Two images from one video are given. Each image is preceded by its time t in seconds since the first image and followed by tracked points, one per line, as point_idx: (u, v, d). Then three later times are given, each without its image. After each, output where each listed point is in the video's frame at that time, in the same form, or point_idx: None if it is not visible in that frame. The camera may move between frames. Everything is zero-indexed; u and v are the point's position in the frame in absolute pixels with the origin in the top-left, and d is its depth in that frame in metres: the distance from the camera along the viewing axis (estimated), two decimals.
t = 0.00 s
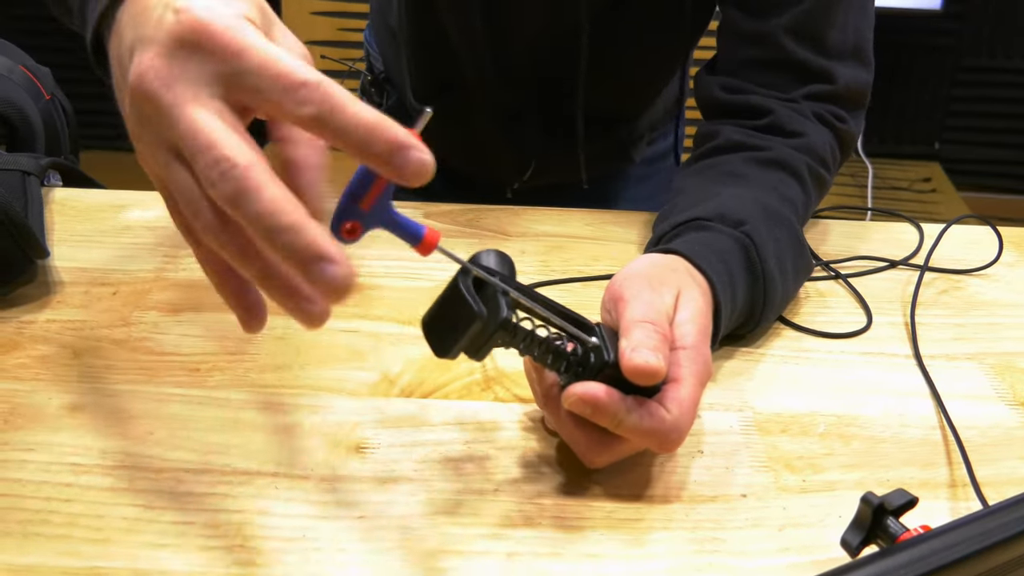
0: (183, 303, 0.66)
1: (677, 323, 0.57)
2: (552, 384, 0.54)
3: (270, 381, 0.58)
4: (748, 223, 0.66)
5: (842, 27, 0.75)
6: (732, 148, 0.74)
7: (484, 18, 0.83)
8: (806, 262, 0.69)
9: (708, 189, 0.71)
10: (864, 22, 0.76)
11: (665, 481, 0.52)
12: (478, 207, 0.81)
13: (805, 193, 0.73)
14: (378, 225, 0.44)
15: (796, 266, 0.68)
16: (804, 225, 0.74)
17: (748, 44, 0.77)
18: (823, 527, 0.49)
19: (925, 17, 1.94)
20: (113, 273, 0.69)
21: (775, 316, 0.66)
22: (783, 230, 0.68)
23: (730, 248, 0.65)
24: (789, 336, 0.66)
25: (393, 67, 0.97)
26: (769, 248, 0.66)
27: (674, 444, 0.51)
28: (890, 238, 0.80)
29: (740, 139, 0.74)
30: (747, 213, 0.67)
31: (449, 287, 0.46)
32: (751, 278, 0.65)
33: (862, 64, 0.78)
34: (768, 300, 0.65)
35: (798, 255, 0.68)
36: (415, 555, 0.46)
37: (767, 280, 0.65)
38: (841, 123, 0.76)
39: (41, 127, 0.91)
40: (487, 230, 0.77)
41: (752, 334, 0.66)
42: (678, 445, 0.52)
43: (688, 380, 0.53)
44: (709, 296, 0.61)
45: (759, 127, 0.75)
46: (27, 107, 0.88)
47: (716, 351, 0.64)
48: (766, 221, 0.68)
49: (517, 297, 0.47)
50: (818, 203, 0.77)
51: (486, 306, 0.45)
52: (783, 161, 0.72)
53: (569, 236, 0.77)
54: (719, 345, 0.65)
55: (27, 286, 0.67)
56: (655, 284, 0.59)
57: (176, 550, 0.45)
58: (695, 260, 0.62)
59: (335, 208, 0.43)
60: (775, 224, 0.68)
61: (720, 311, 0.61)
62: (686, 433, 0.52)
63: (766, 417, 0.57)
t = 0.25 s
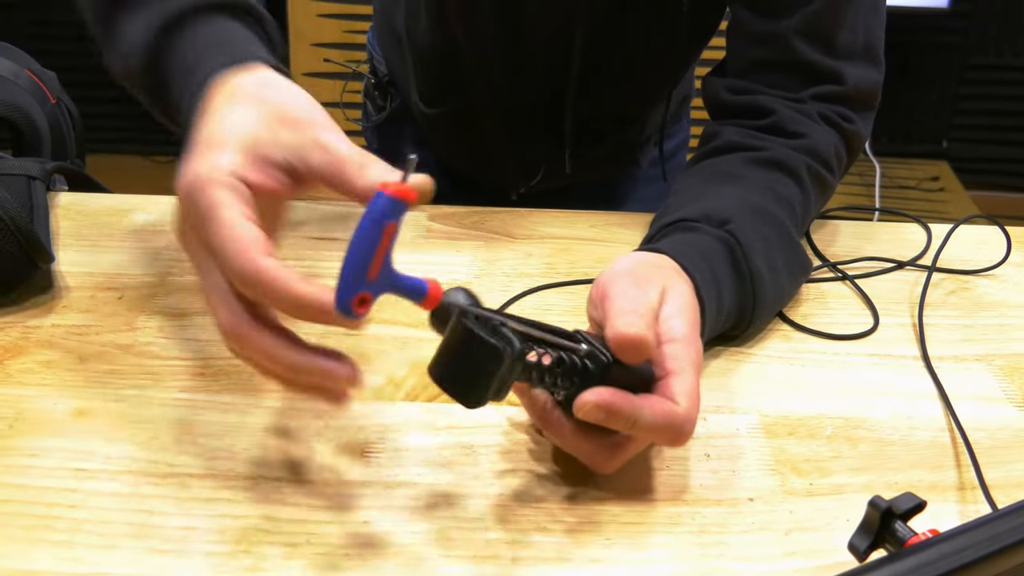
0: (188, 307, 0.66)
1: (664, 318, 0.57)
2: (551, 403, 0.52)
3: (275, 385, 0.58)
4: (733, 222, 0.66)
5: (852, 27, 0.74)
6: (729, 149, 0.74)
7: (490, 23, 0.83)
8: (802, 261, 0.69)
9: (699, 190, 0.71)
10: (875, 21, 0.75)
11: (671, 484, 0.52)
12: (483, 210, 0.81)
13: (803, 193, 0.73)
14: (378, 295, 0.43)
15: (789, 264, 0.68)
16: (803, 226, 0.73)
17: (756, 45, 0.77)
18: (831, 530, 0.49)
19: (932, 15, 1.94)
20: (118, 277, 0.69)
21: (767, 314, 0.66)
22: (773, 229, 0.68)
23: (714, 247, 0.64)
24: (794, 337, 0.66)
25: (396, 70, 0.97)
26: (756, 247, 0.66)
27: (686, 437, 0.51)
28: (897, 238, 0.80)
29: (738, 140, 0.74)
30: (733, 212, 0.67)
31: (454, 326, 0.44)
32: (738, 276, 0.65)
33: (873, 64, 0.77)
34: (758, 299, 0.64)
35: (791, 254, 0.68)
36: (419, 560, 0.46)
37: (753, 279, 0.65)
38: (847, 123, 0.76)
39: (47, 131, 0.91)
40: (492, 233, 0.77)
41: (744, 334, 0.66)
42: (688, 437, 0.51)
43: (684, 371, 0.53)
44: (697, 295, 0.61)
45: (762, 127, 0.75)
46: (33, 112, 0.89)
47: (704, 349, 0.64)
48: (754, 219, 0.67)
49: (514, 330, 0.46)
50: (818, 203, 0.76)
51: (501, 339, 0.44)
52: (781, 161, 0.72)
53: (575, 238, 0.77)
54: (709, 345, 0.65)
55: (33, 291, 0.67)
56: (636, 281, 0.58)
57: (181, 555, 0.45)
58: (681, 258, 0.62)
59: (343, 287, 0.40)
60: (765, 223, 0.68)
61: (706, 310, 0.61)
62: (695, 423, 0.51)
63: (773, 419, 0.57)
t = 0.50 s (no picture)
0: (188, 304, 0.66)
1: (657, 304, 0.57)
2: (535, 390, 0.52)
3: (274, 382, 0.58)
4: (732, 217, 0.66)
5: (853, 23, 0.73)
6: (729, 145, 0.74)
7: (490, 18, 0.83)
8: (803, 257, 0.69)
9: (700, 185, 0.71)
10: (877, 16, 0.75)
11: (670, 480, 0.51)
12: (483, 206, 0.81)
13: (804, 189, 0.72)
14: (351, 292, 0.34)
15: (790, 260, 0.67)
16: (804, 222, 0.73)
17: (758, 41, 0.76)
18: (831, 526, 0.48)
19: (935, 11, 1.93)
20: (117, 274, 0.68)
21: (768, 310, 0.65)
22: (772, 225, 0.67)
23: (712, 242, 0.64)
24: (795, 333, 0.66)
25: (400, 67, 0.97)
26: (755, 243, 0.66)
27: (676, 419, 0.51)
28: (899, 233, 0.79)
29: (738, 136, 0.74)
30: (733, 207, 0.67)
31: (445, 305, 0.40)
32: (737, 271, 0.64)
33: (875, 59, 0.76)
34: (757, 294, 0.64)
35: (790, 251, 0.68)
36: (417, 557, 0.46)
37: (753, 274, 0.64)
38: (849, 118, 0.75)
39: (47, 128, 0.91)
40: (492, 229, 0.76)
41: (745, 330, 0.65)
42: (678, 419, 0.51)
43: (676, 354, 0.53)
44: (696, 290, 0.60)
45: (762, 123, 0.75)
46: (32, 109, 0.88)
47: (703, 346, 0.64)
48: (752, 214, 0.67)
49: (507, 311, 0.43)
50: (819, 200, 0.76)
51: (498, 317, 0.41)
52: (780, 156, 0.72)
53: (575, 234, 0.77)
54: (709, 342, 0.65)
55: (33, 288, 0.67)
56: (626, 268, 0.58)
57: (178, 552, 0.45)
58: (679, 252, 0.62)
59: (340, 265, 0.32)
60: (764, 219, 0.67)
61: (705, 304, 0.60)
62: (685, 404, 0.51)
63: (773, 415, 0.57)
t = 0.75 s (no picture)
0: (184, 305, 0.66)
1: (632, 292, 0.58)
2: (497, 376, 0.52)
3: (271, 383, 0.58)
4: (721, 216, 0.66)
5: (849, 23, 0.74)
6: (724, 145, 0.74)
7: (491, 17, 0.83)
8: (797, 256, 0.69)
9: (692, 185, 0.71)
10: (872, 17, 0.75)
11: (665, 480, 0.52)
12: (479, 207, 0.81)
13: (797, 188, 0.73)
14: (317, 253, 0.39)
15: (782, 259, 0.67)
16: (798, 222, 0.73)
17: (753, 41, 0.77)
18: (826, 526, 0.49)
19: (932, 12, 1.93)
20: (114, 275, 0.68)
21: (759, 308, 0.65)
22: (764, 223, 0.68)
23: (701, 240, 0.65)
24: (790, 334, 0.66)
25: (399, 66, 0.98)
26: (745, 240, 0.66)
27: (636, 404, 0.52)
28: (894, 234, 0.80)
29: (733, 136, 0.74)
30: (723, 207, 0.67)
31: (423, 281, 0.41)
32: (726, 269, 0.65)
33: (870, 59, 0.76)
34: (748, 292, 0.64)
35: (782, 249, 0.68)
36: (412, 557, 0.46)
37: (742, 272, 0.64)
38: (843, 118, 0.76)
39: (44, 130, 0.91)
40: (489, 230, 0.76)
41: (736, 329, 0.66)
42: (639, 405, 0.52)
43: (642, 344, 0.54)
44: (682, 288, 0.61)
45: (756, 122, 0.75)
46: (29, 110, 0.88)
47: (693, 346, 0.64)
48: (743, 213, 0.67)
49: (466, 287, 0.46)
50: (814, 200, 0.76)
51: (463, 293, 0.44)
52: (774, 156, 0.72)
53: (572, 235, 0.77)
54: (700, 341, 0.65)
55: (29, 289, 0.67)
56: (596, 258, 0.60)
57: (173, 553, 0.45)
58: (665, 250, 0.62)
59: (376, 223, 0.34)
60: (755, 217, 0.68)
61: (693, 301, 0.61)
62: (646, 393, 0.52)
63: (769, 415, 0.57)
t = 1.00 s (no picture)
0: (187, 308, 0.66)
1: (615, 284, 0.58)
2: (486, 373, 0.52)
3: (272, 385, 0.58)
4: (714, 216, 0.67)
5: (847, 26, 0.74)
6: (722, 147, 0.75)
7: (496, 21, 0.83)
8: (794, 255, 0.69)
9: (688, 186, 0.72)
10: (871, 20, 0.75)
11: (667, 481, 0.52)
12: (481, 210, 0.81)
13: (795, 189, 0.73)
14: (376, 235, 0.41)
15: (778, 257, 0.68)
16: (796, 223, 0.73)
17: (752, 45, 0.77)
18: (827, 526, 0.49)
19: (932, 15, 1.94)
20: (116, 279, 0.69)
21: (755, 307, 0.66)
22: (758, 222, 0.68)
23: (694, 239, 0.65)
24: (790, 336, 0.66)
25: (405, 69, 0.98)
26: (738, 240, 0.66)
27: (628, 400, 0.51)
28: (894, 236, 0.80)
29: (731, 138, 0.74)
30: (715, 206, 0.68)
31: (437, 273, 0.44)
32: (720, 267, 0.65)
33: (869, 62, 0.77)
34: (742, 290, 0.64)
35: (777, 248, 0.68)
36: (415, 559, 0.46)
37: (735, 270, 0.65)
38: (843, 121, 0.76)
39: (47, 134, 0.91)
40: (490, 233, 0.77)
41: (732, 330, 0.66)
42: (632, 401, 0.52)
43: (637, 340, 0.54)
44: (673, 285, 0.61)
45: (754, 125, 0.75)
46: (32, 115, 0.89)
47: (687, 347, 0.65)
48: (737, 212, 0.68)
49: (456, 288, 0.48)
50: (813, 202, 0.76)
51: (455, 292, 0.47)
52: (771, 158, 0.72)
53: (572, 237, 0.77)
54: (694, 342, 0.65)
55: (32, 292, 0.67)
56: (576, 258, 0.61)
57: (177, 554, 0.45)
58: (658, 249, 0.63)
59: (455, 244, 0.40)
60: (749, 216, 0.68)
61: (687, 300, 0.61)
62: (641, 388, 0.52)
63: (769, 417, 0.57)
